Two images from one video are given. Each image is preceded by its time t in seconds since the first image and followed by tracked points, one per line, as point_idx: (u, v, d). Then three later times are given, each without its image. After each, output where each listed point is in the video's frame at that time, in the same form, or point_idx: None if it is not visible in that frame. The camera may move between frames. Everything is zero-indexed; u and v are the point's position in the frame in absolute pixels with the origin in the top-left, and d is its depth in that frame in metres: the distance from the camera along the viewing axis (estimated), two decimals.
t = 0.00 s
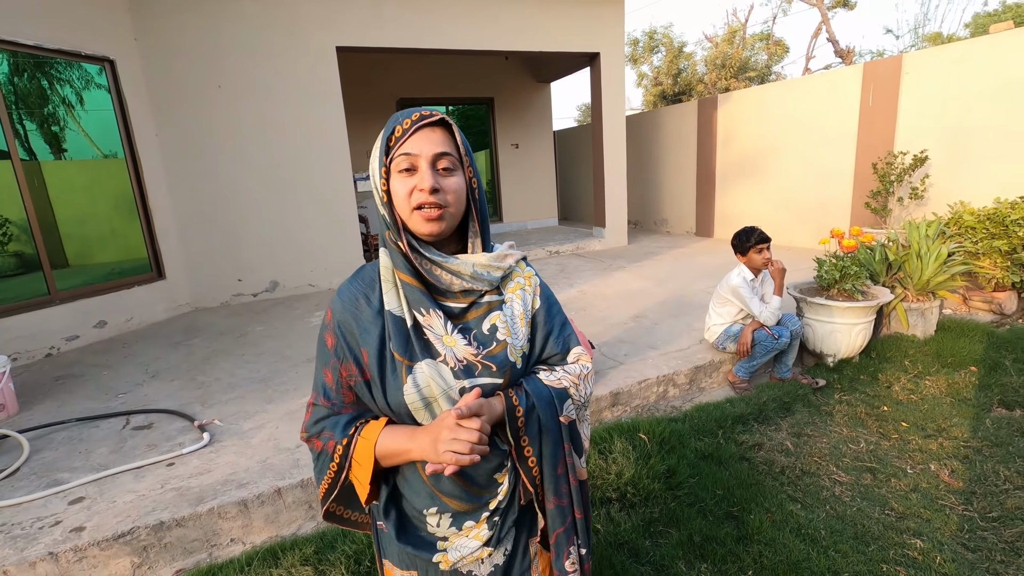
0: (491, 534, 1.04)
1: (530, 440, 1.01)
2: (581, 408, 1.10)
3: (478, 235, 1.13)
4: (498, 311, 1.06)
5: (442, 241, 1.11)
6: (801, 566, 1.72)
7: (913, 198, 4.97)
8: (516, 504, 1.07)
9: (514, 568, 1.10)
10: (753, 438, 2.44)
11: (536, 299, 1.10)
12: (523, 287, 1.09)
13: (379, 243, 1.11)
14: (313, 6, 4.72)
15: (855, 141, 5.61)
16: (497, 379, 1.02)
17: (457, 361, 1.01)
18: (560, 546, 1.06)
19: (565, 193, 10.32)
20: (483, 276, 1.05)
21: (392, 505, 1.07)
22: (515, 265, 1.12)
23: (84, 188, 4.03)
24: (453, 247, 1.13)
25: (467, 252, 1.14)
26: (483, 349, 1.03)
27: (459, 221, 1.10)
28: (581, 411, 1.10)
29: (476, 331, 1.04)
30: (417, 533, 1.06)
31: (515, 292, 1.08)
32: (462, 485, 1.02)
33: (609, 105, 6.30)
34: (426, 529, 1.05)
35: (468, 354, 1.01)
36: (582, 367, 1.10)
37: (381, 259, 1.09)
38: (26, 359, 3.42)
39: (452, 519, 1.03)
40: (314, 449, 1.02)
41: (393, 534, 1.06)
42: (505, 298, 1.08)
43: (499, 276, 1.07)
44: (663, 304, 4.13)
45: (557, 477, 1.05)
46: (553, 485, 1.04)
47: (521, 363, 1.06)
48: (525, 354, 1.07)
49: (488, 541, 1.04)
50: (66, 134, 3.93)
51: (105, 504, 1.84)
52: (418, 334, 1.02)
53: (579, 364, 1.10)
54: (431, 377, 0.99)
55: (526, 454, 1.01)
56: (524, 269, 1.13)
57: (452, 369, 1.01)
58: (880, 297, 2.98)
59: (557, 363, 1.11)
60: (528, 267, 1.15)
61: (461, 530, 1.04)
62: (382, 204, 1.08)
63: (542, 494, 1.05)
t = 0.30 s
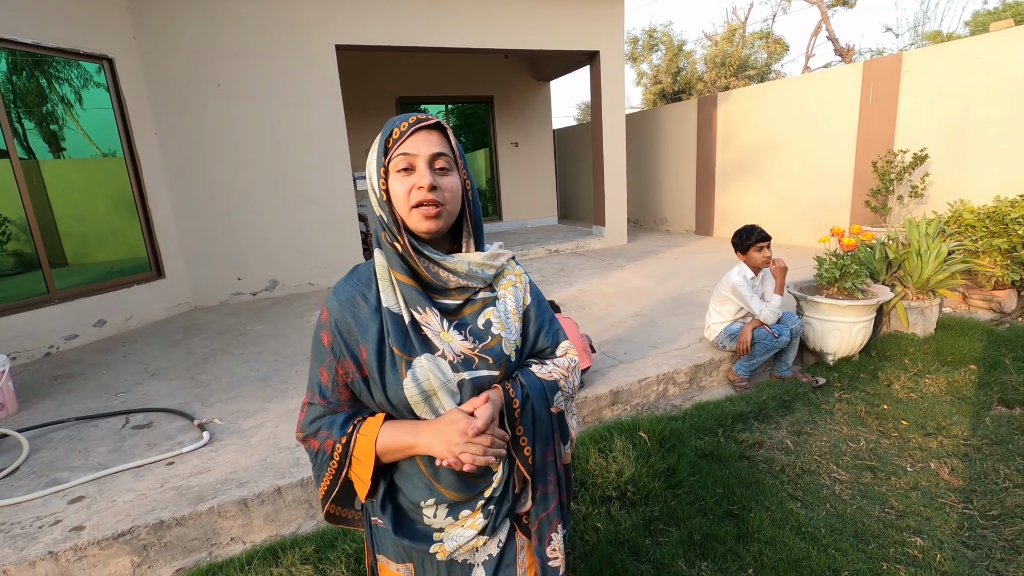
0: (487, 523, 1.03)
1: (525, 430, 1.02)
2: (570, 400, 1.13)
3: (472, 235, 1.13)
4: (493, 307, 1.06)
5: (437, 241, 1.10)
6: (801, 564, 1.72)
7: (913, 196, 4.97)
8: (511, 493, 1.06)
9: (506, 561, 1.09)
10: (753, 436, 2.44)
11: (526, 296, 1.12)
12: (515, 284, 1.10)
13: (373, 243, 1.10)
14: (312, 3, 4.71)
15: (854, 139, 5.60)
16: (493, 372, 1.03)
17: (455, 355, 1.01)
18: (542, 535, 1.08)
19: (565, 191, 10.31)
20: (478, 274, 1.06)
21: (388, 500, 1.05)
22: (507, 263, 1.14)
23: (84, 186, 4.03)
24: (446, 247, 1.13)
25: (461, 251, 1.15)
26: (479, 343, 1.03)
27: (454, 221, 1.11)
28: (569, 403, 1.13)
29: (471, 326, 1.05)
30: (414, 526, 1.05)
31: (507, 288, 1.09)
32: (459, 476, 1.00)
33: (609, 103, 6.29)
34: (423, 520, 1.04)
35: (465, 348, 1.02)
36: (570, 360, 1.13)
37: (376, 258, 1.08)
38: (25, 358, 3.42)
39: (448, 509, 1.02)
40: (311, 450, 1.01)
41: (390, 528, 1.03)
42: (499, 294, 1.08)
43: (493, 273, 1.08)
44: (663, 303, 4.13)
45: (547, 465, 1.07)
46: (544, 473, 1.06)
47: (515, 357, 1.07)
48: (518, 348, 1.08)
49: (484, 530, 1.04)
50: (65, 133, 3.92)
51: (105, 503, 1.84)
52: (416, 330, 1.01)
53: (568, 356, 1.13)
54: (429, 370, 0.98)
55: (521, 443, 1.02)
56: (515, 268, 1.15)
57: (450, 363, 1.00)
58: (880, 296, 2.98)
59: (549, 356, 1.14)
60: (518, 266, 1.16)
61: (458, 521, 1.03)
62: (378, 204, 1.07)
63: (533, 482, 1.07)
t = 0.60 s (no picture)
0: (483, 521, 1.02)
1: (526, 430, 1.02)
2: (572, 399, 1.13)
3: (474, 231, 1.13)
4: (493, 302, 1.06)
5: (438, 238, 1.10)
6: (800, 562, 1.72)
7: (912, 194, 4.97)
8: (507, 492, 1.05)
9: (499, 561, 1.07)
10: (752, 434, 2.44)
11: (528, 292, 1.11)
12: (517, 280, 1.10)
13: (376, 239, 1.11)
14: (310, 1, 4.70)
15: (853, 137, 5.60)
16: (493, 368, 1.02)
17: (455, 350, 1.01)
18: (553, 531, 1.07)
19: (564, 190, 10.31)
20: (477, 270, 1.06)
21: (386, 495, 1.06)
22: (508, 259, 1.14)
23: (82, 185, 4.01)
24: (448, 244, 1.13)
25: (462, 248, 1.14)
26: (479, 338, 1.03)
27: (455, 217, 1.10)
28: (571, 401, 1.13)
29: (472, 321, 1.04)
30: (411, 522, 1.05)
31: (509, 284, 1.08)
32: (455, 475, 1.01)
33: (608, 101, 6.29)
34: (419, 517, 1.04)
35: (465, 343, 1.01)
36: (573, 359, 1.13)
37: (378, 254, 1.09)
38: (23, 357, 3.41)
39: (444, 507, 1.03)
40: (312, 443, 1.01)
41: (386, 523, 1.04)
42: (500, 290, 1.08)
43: (493, 269, 1.08)
44: (663, 301, 4.13)
45: (551, 464, 1.06)
46: (549, 471, 1.05)
47: (516, 353, 1.06)
48: (519, 344, 1.07)
49: (480, 529, 1.03)
50: (63, 132, 3.90)
51: (104, 502, 1.84)
52: (416, 324, 1.01)
53: (571, 355, 1.13)
54: (429, 365, 0.98)
55: (522, 443, 1.02)
56: (517, 263, 1.14)
57: (449, 358, 1.00)
58: (879, 294, 2.98)
59: (551, 354, 1.14)
60: (521, 262, 1.15)
61: (453, 518, 1.03)
62: (379, 202, 1.07)
63: (536, 482, 1.06)
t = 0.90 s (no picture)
0: (485, 521, 1.02)
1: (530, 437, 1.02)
2: (579, 404, 1.13)
3: (488, 232, 1.11)
4: (501, 306, 1.05)
5: (449, 239, 1.10)
6: (796, 562, 1.73)
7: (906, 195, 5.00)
8: (510, 494, 1.05)
9: (506, 553, 1.08)
10: (748, 435, 2.45)
11: (539, 295, 1.10)
12: (526, 283, 1.09)
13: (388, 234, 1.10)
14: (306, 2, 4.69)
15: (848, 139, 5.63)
16: (497, 373, 1.03)
17: (459, 353, 1.01)
18: (556, 529, 1.09)
19: (560, 191, 10.32)
20: (487, 274, 1.05)
21: (390, 489, 1.07)
22: (520, 261, 1.13)
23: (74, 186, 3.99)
24: (459, 245, 1.13)
25: (472, 247, 1.14)
26: (484, 342, 1.03)
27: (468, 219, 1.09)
28: (578, 407, 1.13)
29: (477, 324, 1.04)
30: (414, 517, 1.05)
31: (518, 287, 1.07)
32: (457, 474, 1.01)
33: (604, 103, 6.30)
34: (422, 513, 1.04)
35: (469, 347, 1.01)
36: (582, 364, 1.12)
37: (388, 250, 1.09)
38: (16, 360, 3.39)
39: (447, 505, 1.02)
40: (319, 431, 1.03)
41: (390, 516, 1.04)
42: (508, 293, 1.07)
43: (502, 273, 1.07)
44: (659, 302, 4.14)
45: (555, 468, 1.07)
46: (552, 476, 1.06)
47: (521, 357, 1.07)
48: (525, 348, 1.07)
49: (482, 528, 1.02)
50: (56, 132, 3.88)
51: (98, 506, 1.83)
52: (422, 325, 1.01)
53: (580, 360, 1.12)
54: (433, 367, 0.99)
55: (526, 449, 1.03)
56: (528, 266, 1.13)
57: (454, 361, 1.00)
58: (874, 294, 3.00)
59: (558, 358, 1.14)
60: (532, 264, 1.14)
61: (455, 517, 1.03)
62: (392, 199, 1.07)
63: (540, 484, 1.06)
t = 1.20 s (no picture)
0: (495, 511, 1.03)
1: (544, 425, 1.02)
2: (591, 396, 1.13)
3: (501, 224, 1.12)
4: (516, 299, 1.06)
5: (463, 233, 1.10)
6: (786, 561, 1.74)
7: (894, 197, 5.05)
8: (520, 485, 1.06)
9: (513, 541, 1.10)
10: (739, 435, 2.47)
11: (551, 290, 1.11)
12: (540, 277, 1.09)
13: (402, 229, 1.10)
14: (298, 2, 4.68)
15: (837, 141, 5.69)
16: (513, 364, 1.02)
17: (474, 345, 1.01)
18: (563, 520, 1.08)
19: (553, 193, 10.34)
20: (503, 266, 1.05)
21: (402, 479, 1.06)
22: (533, 256, 1.12)
23: (62, 186, 3.93)
24: (474, 238, 1.12)
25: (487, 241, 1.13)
26: (498, 334, 1.02)
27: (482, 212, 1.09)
28: (590, 398, 1.13)
29: (492, 317, 1.03)
30: (424, 505, 1.05)
31: (532, 281, 1.08)
32: (468, 464, 1.02)
33: (596, 105, 6.32)
34: (432, 502, 1.04)
35: (484, 339, 1.01)
36: (592, 357, 1.13)
37: (403, 245, 1.08)
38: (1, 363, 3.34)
39: (457, 494, 1.03)
40: (334, 420, 1.04)
41: (401, 503, 1.04)
42: (522, 286, 1.07)
43: (518, 266, 1.07)
44: (651, 303, 4.15)
45: (566, 456, 1.07)
46: (562, 464, 1.06)
47: (535, 349, 1.07)
48: (538, 341, 1.07)
49: (492, 518, 1.03)
50: (44, 132, 3.83)
51: (85, 510, 1.80)
52: (438, 318, 1.01)
53: (590, 354, 1.13)
54: (448, 358, 0.98)
55: (538, 436, 1.03)
56: (541, 261, 1.13)
57: (469, 352, 1.00)
58: (863, 296, 3.02)
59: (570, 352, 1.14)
60: (545, 258, 1.15)
61: (465, 506, 1.03)
62: (405, 197, 1.07)
63: (549, 472, 1.06)
